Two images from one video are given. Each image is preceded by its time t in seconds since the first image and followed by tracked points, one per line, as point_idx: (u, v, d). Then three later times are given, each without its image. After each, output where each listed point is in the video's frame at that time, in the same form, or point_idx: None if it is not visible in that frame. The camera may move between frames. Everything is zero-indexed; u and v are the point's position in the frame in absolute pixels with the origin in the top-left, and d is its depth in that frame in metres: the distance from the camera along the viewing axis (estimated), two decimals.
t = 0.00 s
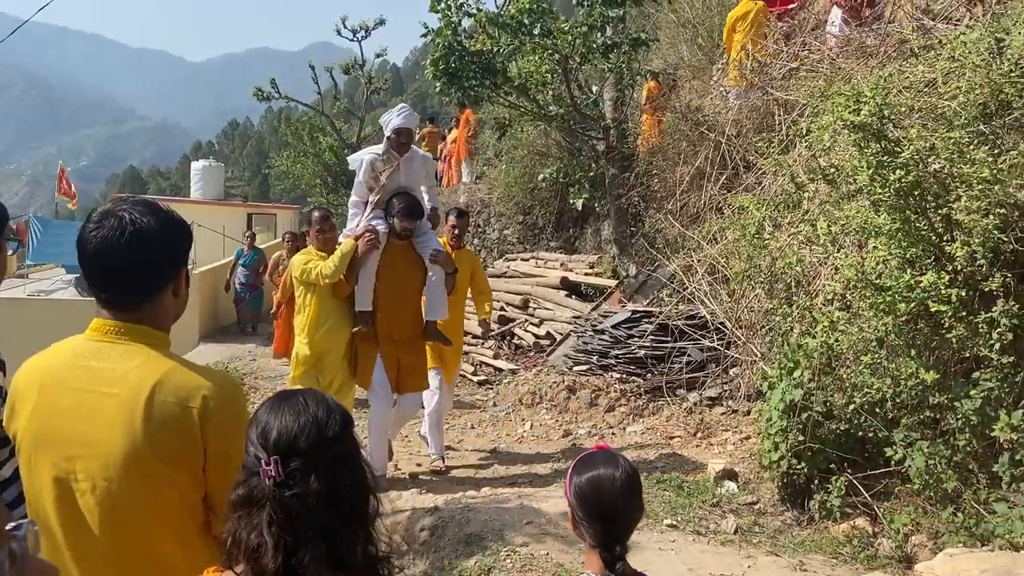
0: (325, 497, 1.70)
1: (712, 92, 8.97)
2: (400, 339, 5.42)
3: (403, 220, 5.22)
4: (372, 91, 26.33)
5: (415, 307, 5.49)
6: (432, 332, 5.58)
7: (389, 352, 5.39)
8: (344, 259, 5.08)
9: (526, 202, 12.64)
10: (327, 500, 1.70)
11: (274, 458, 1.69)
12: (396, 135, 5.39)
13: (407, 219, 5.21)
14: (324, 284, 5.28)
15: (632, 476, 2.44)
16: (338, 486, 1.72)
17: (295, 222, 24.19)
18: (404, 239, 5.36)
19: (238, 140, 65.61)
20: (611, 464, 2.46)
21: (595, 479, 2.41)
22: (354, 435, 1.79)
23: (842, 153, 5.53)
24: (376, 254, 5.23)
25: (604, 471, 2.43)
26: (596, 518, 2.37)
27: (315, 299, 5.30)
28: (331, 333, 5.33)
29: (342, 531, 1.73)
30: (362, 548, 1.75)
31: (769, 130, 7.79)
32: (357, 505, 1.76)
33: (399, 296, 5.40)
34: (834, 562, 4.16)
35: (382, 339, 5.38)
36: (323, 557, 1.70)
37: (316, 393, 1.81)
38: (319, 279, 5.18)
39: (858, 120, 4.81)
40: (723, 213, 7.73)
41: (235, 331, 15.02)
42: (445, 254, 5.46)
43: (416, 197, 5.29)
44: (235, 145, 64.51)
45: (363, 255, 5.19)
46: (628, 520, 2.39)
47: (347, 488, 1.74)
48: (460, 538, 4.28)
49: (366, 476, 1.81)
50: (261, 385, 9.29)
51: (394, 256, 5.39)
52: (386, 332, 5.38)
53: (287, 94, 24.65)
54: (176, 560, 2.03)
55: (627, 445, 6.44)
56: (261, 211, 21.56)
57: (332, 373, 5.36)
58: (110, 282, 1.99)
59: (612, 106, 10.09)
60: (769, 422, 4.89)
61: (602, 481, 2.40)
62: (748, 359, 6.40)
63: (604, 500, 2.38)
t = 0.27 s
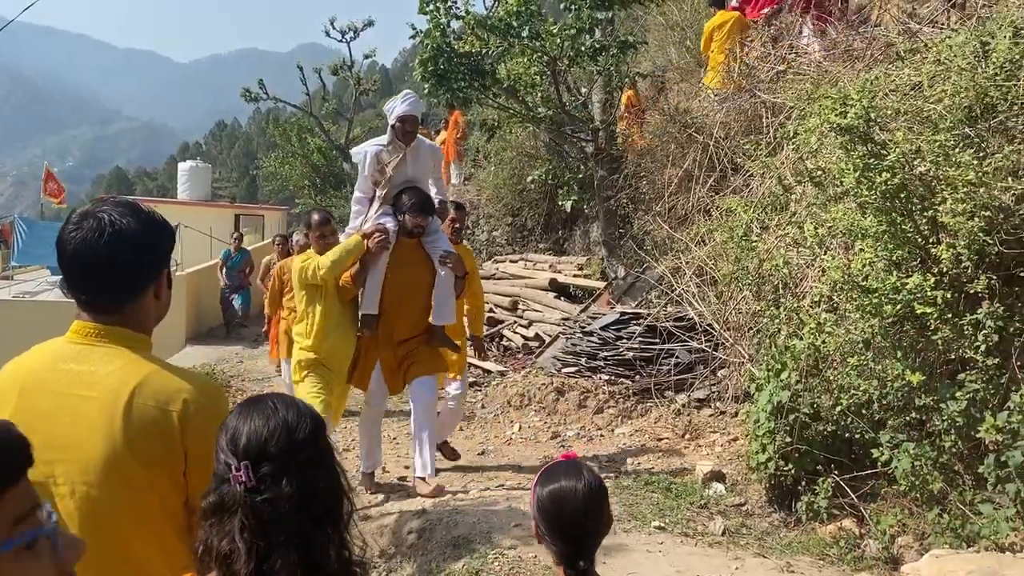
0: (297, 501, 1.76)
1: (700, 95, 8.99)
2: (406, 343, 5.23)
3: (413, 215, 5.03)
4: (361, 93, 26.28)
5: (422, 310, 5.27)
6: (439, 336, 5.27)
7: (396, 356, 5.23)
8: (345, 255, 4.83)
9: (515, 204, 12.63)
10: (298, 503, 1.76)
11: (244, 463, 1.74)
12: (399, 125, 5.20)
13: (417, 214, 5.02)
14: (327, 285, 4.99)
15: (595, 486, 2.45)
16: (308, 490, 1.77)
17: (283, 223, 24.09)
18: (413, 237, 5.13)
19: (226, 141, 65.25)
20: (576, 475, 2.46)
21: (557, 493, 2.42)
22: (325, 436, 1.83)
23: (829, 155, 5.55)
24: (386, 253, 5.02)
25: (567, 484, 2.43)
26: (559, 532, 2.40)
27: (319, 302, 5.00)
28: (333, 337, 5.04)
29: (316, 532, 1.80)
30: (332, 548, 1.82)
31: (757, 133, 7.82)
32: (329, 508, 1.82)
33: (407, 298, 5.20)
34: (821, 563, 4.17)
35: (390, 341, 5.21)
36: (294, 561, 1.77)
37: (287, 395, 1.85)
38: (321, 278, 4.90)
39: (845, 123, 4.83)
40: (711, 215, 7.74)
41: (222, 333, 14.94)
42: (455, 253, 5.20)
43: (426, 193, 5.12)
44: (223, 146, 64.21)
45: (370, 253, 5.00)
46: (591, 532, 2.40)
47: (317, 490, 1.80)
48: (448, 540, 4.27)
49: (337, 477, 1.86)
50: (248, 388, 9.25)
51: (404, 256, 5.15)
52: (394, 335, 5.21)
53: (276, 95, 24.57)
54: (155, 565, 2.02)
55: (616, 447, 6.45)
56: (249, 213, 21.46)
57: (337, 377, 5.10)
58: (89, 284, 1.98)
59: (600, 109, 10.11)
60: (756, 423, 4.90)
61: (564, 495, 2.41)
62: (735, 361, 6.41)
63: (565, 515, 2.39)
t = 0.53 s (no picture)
0: (274, 510, 1.75)
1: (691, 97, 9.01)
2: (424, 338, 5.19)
3: (432, 206, 5.00)
4: (351, 94, 26.22)
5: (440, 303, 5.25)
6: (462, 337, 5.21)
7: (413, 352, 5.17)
8: (359, 239, 4.69)
9: (505, 206, 12.62)
10: (276, 513, 1.75)
11: (222, 471, 1.73)
12: (417, 117, 5.12)
13: (437, 205, 4.99)
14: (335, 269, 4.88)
15: (571, 500, 2.43)
16: (287, 498, 1.77)
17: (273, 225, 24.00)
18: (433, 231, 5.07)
19: (214, 142, 64.91)
20: (551, 488, 2.45)
21: (531, 507, 2.41)
22: (307, 440, 1.83)
23: (819, 157, 5.56)
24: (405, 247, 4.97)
25: (541, 498, 2.42)
26: (533, 546, 2.40)
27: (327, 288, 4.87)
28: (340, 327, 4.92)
29: (295, 539, 1.79)
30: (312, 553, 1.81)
31: (747, 135, 7.83)
32: (312, 511, 1.83)
33: (424, 290, 5.17)
34: (811, 564, 4.17)
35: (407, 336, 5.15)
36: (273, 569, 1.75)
37: (269, 398, 1.83)
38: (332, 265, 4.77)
39: (835, 125, 4.84)
40: (701, 217, 7.75)
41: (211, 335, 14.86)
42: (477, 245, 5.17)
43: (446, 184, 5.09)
44: (212, 147, 63.94)
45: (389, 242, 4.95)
46: (565, 546, 2.39)
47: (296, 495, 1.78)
48: (438, 543, 4.25)
49: (320, 481, 1.86)
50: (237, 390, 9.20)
51: (421, 246, 5.14)
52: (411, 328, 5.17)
53: (265, 96, 24.47)
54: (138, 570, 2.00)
55: (606, 449, 6.45)
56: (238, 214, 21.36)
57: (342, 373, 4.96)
58: (69, 286, 1.95)
59: (591, 111, 10.11)
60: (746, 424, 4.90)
61: (538, 509, 2.40)
62: (725, 362, 6.41)
63: (539, 529, 2.39)
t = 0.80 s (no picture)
0: (258, 520, 1.74)
1: (682, 100, 9.02)
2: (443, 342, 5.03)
3: (453, 201, 4.85)
4: (342, 95, 26.17)
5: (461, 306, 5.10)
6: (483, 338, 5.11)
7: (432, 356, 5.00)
8: (381, 238, 4.55)
9: (497, 208, 12.61)
10: (260, 522, 1.75)
11: (203, 481, 1.74)
12: (445, 102, 4.95)
13: (458, 200, 4.83)
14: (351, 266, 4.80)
15: (558, 509, 2.41)
16: (271, 508, 1.76)
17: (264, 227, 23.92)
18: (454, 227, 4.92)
19: (205, 143, 64.68)
20: (537, 496, 2.44)
21: (517, 516, 2.41)
22: (293, 447, 1.81)
23: (810, 160, 5.56)
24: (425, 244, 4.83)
25: (527, 506, 2.41)
26: (519, 554, 2.40)
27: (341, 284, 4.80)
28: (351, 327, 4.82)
29: (278, 549, 1.77)
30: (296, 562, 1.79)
31: (738, 137, 7.84)
32: (303, 519, 1.82)
33: (445, 291, 5.02)
34: (802, 567, 4.17)
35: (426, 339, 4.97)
36: None
37: (254, 405, 1.82)
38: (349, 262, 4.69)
39: (825, 128, 4.86)
40: (693, 219, 7.76)
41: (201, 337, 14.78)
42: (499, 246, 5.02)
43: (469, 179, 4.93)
44: (203, 148, 63.70)
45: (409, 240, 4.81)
46: (550, 554, 2.39)
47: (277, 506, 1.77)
48: (429, 546, 4.24)
49: (310, 489, 1.85)
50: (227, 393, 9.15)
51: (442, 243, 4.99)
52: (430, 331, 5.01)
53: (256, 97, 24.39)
54: None
55: (597, 451, 6.45)
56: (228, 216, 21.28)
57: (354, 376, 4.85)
58: (50, 289, 1.94)
59: (582, 113, 10.13)
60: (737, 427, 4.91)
61: (524, 518, 2.39)
62: (716, 365, 6.40)
63: (525, 537, 2.38)
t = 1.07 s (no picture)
0: (243, 527, 1.73)
1: (674, 102, 9.05)
2: (472, 341, 4.81)
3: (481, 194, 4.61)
4: (335, 97, 26.13)
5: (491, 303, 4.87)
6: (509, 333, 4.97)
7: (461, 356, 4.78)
8: (407, 237, 4.28)
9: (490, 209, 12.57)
10: (245, 528, 1.73)
11: (189, 487, 1.75)
12: (476, 94, 4.82)
13: (486, 194, 4.60)
14: (380, 262, 4.55)
15: (540, 516, 2.40)
16: (257, 514, 1.74)
17: (256, 228, 23.87)
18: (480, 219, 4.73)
19: (198, 145, 64.56)
20: (521, 502, 2.44)
21: (498, 522, 2.41)
22: (279, 451, 1.79)
23: (801, 162, 5.58)
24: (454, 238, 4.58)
25: (509, 514, 2.41)
26: (501, 559, 2.40)
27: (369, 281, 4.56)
28: (380, 326, 4.58)
29: (261, 557, 1.76)
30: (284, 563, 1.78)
31: (730, 140, 7.87)
32: (292, 522, 1.81)
33: (473, 286, 4.80)
34: (794, 568, 4.18)
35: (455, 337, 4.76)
36: None
37: (242, 409, 1.81)
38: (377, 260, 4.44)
39: (817, 130, 4.87)
40: (685, 221, 7.77)
41: (193, 339, 14.73)
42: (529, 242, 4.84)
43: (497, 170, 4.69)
44: (195, 149, 63.52)
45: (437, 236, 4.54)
46: (532, 561, 2.38)
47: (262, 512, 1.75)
48: (421, 549, 4.22)
49: (298, 492, 1.84)
50: (219, 395, 9.13)
51: (470, 237, 4.78)
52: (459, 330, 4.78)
53: (249, 99, 24.31)
54: None
55: (589, 453, 6.45)
56: (220, 218, 21.24)
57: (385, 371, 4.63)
58: (37, 290, 1.92)
59: (575, 115, 10.15)
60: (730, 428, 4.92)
61: (505, 525, 2.39)
62: (708, 366, 6.41)
63: (506, 543, 2.39)
